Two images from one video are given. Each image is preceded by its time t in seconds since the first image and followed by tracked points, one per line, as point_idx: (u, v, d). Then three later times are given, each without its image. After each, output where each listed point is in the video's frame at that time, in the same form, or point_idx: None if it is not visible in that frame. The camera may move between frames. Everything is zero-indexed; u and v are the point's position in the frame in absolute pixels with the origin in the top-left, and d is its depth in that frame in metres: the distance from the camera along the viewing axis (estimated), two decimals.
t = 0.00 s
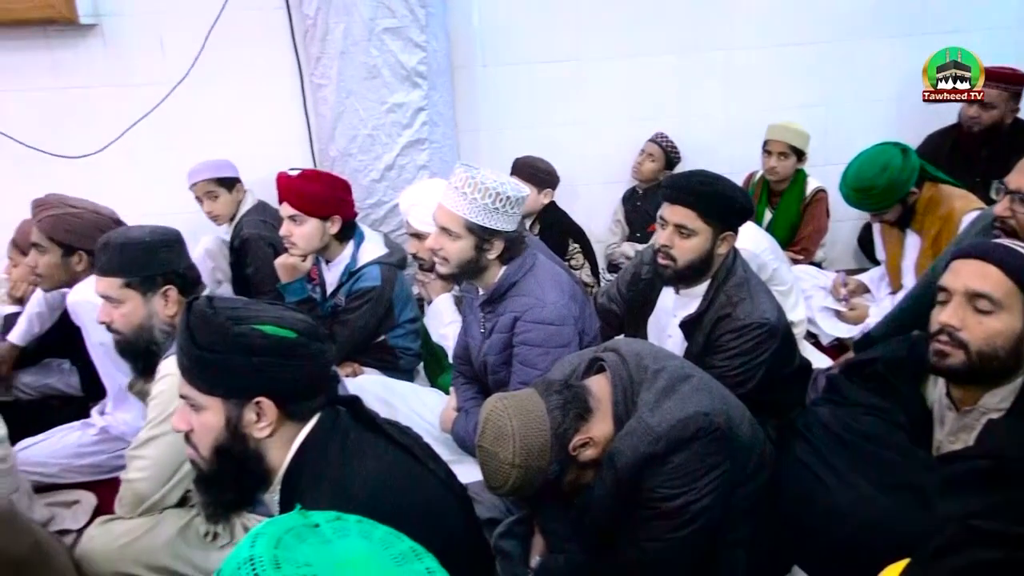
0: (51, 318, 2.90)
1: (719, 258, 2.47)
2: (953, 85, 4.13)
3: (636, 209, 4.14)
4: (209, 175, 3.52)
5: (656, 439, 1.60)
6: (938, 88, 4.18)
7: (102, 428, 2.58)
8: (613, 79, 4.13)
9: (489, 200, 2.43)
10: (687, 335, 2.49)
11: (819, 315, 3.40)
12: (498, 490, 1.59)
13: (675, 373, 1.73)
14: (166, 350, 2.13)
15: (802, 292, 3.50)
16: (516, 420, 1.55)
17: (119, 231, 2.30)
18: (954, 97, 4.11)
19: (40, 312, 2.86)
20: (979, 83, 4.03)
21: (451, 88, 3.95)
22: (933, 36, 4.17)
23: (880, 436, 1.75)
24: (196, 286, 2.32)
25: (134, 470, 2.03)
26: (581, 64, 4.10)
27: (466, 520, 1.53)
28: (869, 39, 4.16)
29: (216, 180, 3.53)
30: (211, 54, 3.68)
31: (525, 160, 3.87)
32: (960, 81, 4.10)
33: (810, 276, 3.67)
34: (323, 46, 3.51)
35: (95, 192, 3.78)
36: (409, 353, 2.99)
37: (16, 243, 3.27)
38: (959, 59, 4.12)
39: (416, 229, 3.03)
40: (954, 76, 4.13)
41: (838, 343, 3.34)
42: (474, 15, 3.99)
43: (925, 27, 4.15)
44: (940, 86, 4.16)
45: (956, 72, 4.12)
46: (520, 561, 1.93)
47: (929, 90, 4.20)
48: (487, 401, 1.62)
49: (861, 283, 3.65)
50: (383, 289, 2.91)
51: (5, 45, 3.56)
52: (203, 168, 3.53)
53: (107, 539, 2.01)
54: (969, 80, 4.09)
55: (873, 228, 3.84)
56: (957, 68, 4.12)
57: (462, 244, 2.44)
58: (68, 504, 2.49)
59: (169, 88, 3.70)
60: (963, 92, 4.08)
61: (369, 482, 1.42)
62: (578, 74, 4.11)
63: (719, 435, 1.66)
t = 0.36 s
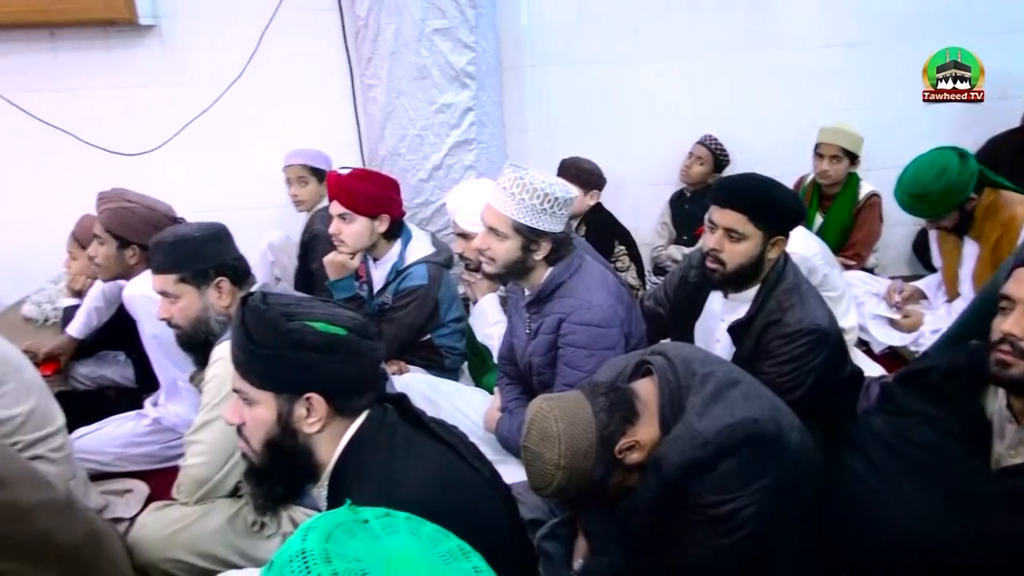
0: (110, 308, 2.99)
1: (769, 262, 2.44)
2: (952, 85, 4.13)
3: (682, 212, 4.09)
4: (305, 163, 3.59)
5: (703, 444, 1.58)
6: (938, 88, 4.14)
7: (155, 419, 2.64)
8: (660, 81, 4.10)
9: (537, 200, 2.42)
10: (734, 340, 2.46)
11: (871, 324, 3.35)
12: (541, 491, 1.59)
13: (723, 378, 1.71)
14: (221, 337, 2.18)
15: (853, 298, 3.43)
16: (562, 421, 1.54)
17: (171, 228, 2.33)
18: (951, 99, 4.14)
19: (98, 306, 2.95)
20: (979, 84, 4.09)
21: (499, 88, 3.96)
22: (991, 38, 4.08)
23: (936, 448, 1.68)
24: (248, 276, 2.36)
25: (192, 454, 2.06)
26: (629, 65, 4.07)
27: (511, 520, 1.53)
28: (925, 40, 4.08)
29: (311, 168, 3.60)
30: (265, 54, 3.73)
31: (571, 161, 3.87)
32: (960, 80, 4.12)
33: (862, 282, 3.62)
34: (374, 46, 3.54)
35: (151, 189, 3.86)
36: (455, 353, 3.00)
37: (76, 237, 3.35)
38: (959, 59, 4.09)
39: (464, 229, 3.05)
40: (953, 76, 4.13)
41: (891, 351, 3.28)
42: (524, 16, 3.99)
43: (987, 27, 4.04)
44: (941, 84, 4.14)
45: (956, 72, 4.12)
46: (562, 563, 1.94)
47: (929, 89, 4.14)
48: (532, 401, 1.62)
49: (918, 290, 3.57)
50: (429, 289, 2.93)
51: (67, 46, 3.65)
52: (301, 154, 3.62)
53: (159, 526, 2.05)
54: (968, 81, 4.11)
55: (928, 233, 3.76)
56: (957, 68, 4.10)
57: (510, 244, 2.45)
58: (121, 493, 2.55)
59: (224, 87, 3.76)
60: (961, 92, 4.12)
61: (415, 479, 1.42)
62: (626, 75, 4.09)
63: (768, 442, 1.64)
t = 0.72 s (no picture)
0: (177, 302, 3.06)
1: (833, 269, 2.38)
2: (952, 85, 4.01)
3: (741, 217, 4.02)
4: (380, 163, 3.65)
5: (763, 453, 1.55)
6: (938, 88, 4.01)
7: (216, 412, 2.69)
8: (721, 84, 4.04)
9: (595, 203, 2.41)
10: (795, 348, 2.42)
11: (937, 334, 3.26)
12: (596, 494, 1.59)
13: (786, 386, 1.66)
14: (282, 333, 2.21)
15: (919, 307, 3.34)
16: (618, 424, 1.53)
17: (235, 226, 2.38)
18: (950, 99, 4.02)
19: (166, 301, 3.03)
20: (978, 84, 3.97)
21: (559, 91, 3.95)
22: None
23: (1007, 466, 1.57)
24: (311, 275, 2.41)
25: (257, 446, 2.09)
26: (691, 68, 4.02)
27: (565, 522, 1.53)
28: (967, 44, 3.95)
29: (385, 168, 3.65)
30: (328, 57, 3.79)
31: (629, 164, 3.85)
32: (960, 80, 4.00)
33: (930, 291, 3.53)
34: (435, 49, 3.57)
35: (218, 188, 3.95)
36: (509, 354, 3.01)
37: (146, 234, 3.44)
38: (959, 59, 3.96)
39: (520, 231, 3.06)
40: (953, 76, 4.00)
41: (956, 363, 3.22)
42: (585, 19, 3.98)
43: None
44: (941, 85, 4.01)
45: (955, 72, 3.99)
46: (614, 568, 1.93)
47: (929, 89, 4.01)
48: (589, 404, 1.61)
49: (988, 300, 3.44)
50: (486, 289, 2.94)
51: (141, 49, 3.76)
52: (378, 155, 3.67)
53: (218, 517, 2.09)
54: (969, 81, 4.00)
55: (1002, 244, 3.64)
56: (957, 68, 3.98)
57: (567, 247, 2.45)
58: (183, 483, 2.61)
59: (288, 89, 3.83)
60: (961, 92, 4.01)
61: (471, 479, 1.42)
62: (686, 78, 4.04)
63: (831, 452, 1.59)
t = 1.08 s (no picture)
0: (242, 298, 3.15)
1: (904, 279, 2.32)
2: (952, 85, 3.85)
3: (806, 225, 3.92)
4: (428, 167, 3.67)
5: (830, 466, 1.50)
6: (938, 88, 3.87)
7: (278, 408, 2.74)
8: (787, 88, 3.94)
9: (659, 210, 2.40)
10: (861, 361, 2.37)
11: (1012, 349, 3.19)
12: (654, 502, 1.57)
13: (852, 400, 1.62)
14: (343, 331, 2.24)
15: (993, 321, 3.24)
16: (678, 432, 1.51)
17: (300, 226, 2.43)
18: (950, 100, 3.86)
19: (232, 298, 3.13)
20: (979, 83, 3.82)
21: (621, 95, 3.92)
22: None
23: None
24: (370, 275, 2.41)
25: (313, 445, 2.11)
26: (756, 73, 3.93)
27: (621, 529, 1.51)
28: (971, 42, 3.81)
29: (435, 173, 3.68)
30: (392, 60, 3.83)
31: (691, 169, 3.81)
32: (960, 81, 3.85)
33: (1006, 305, 3.39)
34: (498, 53, 3.57)
35: (285, 188, 4.02)
36: (566, 358, 3.00)
37: (214, 232, 3.51)
38: (959, 59, 3.81)
39: (580, 236, 3.06)
40: (953, 76, 3.85)
41: None
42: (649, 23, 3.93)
43: None
44: (940, 85, 3.86)
45: (955, 72, 3.84)
46: None
47: (929, 89, 3.87)
48: (648, 411, 1.59)
49: None
50: (544, 293, 2.93)
51: (213, 52, 3.85)
52: (426, 158, 3.69)
53: (277, 511, 2.13)
54: (969, 81, 3.84)
55: None
56: (957, 67, 3.82)
57: (628, 253, 2.43)
58: (244, 477, 2.66)
59: (352, 92, 3.88)
60: (962, 93, 3.86)
61: (526, 484, 1.41)
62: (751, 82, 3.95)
63: (900, 468, 1.53)
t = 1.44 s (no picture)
0: (322, 294, 3.26)
1: (1001, 289, 2.24)
2: (952, 85, 3.74)
3: (893, 231, 3.79)
4: (518, 167, 3.69)
5: (916, 479, 1.45)
6: (938, 88, 3.76)
7: (353, 401, 2.78)
8: (875, 89, 3.82)
9: (742, 213, 2.36)
10: (951, 372, 2.30)
11: None
12: (730, 509, 1.55)
13: (944, 412, 1.55)
14: (421, 329, 2.27)
15: None
16: (759, 437, 1.51)
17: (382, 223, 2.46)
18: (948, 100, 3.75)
19: (311, 292, 3.23)
20: (980, 84, 3.70)
21: (702, 96, 3.87)
22: None
23: None
24: (449, 272, 2.42)
25: (389, 439, 2.14)
26: (842, 74, 3.83)
27: (695, 534, 1.49)
28: (972, 41, 3.70)
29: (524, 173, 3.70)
30: (473, 61, 3.86)
31: (773, 172, 3.73)
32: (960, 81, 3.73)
33: None
34: (578, 54, 3.56)
35: (365, 186, 4.08)
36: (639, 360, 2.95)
37: (297, 228, 3.60)
38: (959, 59, 3.70)
39: (658, 237, 3.04)
40: (953, 76, 3.73)
41: None
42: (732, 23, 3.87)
43: None
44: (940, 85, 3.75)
45: (956, 72, 3.72)
46: None
47: (929, 89, 3.77)
48: (727, 416, 1.58)
49: None
50: (620, 294, 2.91)
51: (300, 52, 3.95)
52: (515, 159, 3.72)
53: (352, 502, 2.17)
54: (969, 81, 3.72)
55: None
56: (957, 67, 3.71)
57: (708, 256, 2.40)
58: (321, 467, 2.74)
59: (433, 91, 3.93)
60: (961, 93, 3.74)
61: (597, 484, 1.41)
62: (838, 83, 3.84)
63: (992, 484, 1.44)
